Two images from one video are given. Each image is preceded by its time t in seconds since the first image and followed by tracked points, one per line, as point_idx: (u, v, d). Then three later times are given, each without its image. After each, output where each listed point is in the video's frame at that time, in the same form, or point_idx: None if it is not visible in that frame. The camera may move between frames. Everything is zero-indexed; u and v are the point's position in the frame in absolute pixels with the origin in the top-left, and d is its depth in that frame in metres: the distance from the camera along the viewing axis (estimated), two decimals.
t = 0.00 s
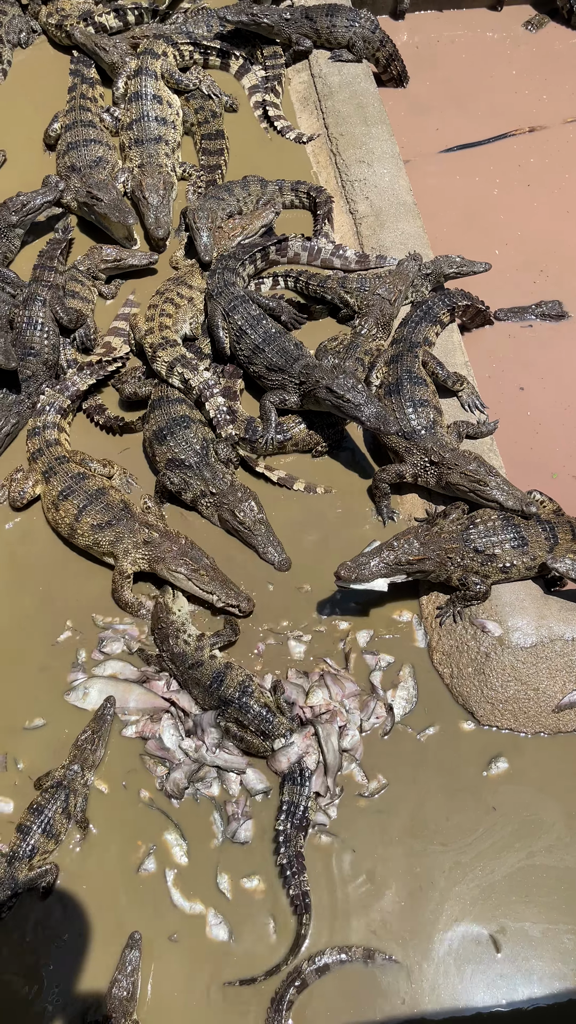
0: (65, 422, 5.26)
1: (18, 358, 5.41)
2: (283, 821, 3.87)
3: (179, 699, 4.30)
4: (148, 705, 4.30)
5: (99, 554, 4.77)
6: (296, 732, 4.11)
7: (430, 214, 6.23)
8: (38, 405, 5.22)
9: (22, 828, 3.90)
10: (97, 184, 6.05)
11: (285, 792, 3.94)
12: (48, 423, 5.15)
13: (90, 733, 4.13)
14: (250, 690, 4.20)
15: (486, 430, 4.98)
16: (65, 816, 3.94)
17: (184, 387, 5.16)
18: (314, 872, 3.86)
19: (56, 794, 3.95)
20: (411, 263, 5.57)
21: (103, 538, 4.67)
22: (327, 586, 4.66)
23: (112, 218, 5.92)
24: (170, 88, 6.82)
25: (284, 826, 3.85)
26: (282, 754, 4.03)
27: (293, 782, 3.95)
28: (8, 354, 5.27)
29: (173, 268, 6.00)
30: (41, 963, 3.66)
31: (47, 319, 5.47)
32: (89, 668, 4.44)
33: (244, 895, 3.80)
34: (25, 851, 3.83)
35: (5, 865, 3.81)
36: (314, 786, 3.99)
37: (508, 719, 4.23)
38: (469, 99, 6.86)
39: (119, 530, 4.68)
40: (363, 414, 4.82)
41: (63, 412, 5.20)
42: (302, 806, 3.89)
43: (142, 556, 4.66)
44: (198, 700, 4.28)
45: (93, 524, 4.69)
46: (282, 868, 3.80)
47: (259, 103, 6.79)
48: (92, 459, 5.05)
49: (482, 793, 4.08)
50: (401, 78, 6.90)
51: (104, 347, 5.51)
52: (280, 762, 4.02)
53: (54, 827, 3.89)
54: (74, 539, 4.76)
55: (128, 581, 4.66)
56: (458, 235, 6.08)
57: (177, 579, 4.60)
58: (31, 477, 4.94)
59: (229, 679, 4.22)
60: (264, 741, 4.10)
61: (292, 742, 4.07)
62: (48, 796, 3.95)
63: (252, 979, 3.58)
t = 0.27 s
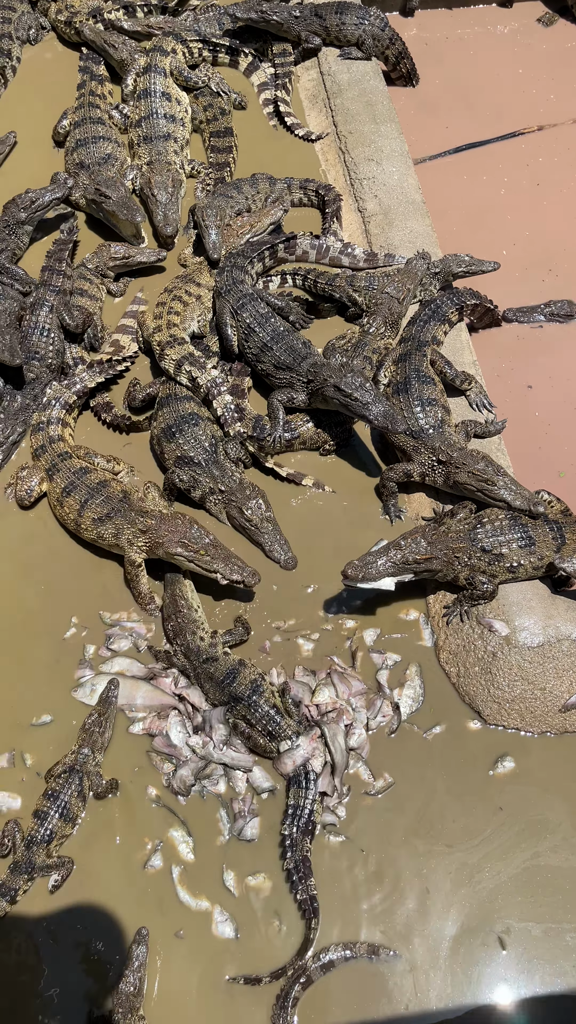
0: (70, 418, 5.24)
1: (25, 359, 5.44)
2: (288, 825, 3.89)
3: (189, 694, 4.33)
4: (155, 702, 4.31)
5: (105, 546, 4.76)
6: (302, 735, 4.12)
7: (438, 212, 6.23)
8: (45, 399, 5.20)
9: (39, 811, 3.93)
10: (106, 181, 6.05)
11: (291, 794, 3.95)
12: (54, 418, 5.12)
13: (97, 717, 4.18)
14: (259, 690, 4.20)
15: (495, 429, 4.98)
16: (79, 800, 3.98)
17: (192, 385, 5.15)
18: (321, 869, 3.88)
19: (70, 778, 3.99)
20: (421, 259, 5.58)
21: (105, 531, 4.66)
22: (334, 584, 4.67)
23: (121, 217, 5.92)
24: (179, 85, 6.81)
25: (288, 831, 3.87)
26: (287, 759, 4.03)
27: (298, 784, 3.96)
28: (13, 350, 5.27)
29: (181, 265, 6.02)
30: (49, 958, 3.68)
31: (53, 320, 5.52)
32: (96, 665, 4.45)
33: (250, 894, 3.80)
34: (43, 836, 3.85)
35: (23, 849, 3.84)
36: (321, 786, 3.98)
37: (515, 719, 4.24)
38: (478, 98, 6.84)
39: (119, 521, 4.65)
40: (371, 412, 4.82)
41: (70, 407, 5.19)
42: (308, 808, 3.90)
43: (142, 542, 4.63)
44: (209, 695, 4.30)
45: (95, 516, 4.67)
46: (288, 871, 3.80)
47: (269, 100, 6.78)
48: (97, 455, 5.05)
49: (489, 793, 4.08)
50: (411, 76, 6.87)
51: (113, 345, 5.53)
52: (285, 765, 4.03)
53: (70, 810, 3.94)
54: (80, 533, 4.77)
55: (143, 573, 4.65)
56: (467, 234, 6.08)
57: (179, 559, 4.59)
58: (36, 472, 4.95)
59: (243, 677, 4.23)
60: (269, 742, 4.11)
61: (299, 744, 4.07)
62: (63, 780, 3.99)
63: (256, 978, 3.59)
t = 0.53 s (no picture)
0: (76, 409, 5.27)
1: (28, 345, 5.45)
2: (294, 826, 3.88)
3: (200, 690, 4.31)
4: (162, 698, 4.31)
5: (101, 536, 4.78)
6: (308, 735, 4.11)
7: (446, 210, 6.23)
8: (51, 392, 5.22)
9: (48, 801, 3.95)
10: (114, 178, 6.07)
11: (294, 795, 3.94)
12: (57, 411, 5.12)
13: (104, 706, 4.21)
14: (269, 687, 4.18)
15: (501, 428, 5.00)
16: (88, 788, 4.01)
17: (200, 382, 5.21)
18: (327, 865, 3.89)
19: (79, 768, 4.01)
20: (428, 259, 5.59)
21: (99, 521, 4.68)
22: (341, 581, 4.69)
23: (129, 213, 5.94)
24: (187, 82, 6.81)
25: (295, 833, 3.86)
26: (291, 755, 4.03)
27: (301, 784, 3.96)
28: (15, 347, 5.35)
29: (189, 262, 6.05)
30: (55, 951, 3.68)
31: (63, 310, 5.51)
32: (104, 660, 4.47)
33: (257, 890, 3.83)
34: (53, 825, 3.87)
35: (33, 837, 3.85)
36: (327, 781, 4.01)
37: (521, 717, 4.25)
38: (487, 95, 6.84)
39: (112, 511, 4.65)
40: (379, 410, 4.84)
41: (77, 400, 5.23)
42: (312, 807, 3.90)
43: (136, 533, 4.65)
44: (220, 689, 4.28)
45: (90, 507, 4.68)
46: (298, 873, 3.80)
47: (277, 98, 6.79)
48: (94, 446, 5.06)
49: (494, 790, 4.10)
50: (419, 74, 6.86)
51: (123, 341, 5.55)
52: (288, 762, 4.02)
53: (80, 800, 3.96)
54: (77, 525, 4.79)
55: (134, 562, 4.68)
56: (474, 232, 6.08)
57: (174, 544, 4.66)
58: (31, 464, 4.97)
59: (256, 668, 4.24)
60: (274, 738, 4.08)
61: (304, 743, 4.07)
62: (72, 770, 4.01)
63: (262, 974, 3.61)
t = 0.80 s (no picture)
0: (72, 405, 5.27)
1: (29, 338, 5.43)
2: (296, 826, 3.87)
3: (205, 689, 4.33)
4: (165, 697, 4.35)
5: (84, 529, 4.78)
6: (310, 732, 4.13)
7: (449, 208, 6.22)
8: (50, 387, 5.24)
9: (51, 795, 3.94)
10: (117, 175, 6.05)
11: (295, 794, 3.94)
12: (51, 404, 5.15)
13: (114, 703, 4.22)
14: (275, 683, 4.21)
15: (505, 428, 5.01)
16: (91, 782, 4.01)
17: (202, 381, 5.20)
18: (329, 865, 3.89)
19: (82, 762, 4.02)
20: (431, 258, 5.57)
21: (82, 516, 4.68)
22: (343, 581, 4.69)
23: (132, 211, 5.94)
24: (191, 80, 6.80)
25: (298, 832, 3.86)
26: (293, 753, 4.03)
27: (302, 783, 3.97)
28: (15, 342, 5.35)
29: (192, 261, 6.05)
30: (57, 950, 3.68)
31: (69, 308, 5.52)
32: (106, 658, 4.47)
33: (258, 889, 3.82)
34: (54, 818, 3.86)
35: (35, 829, 3.85)
36: (328, 779, 4.03)
37: (523, 716, 4.25)
38: (491, 93, 6.83)
39: (95, 506, 4.65)
40: (382, 409, 4.84)
41: (73, 395, 5.22)
42: (314, 807, 3.90)
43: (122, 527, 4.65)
44: (224, 688, 4.31)
45: (74, 502, 4.70)
46: (302, 872, 3.80)
47: (281, 96, 6.79)
48: (81, 438, 5.07)
49: (496, 789, 4.10)
50: (423, 72, 6.85)
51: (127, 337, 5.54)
52: (290, 760, 4.03)
53: (82, 794, 3.96)
54: (61, 519, 4.80)
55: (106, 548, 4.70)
56: (478, 231, 6.07)
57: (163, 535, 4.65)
58: (18, 457, 4.99)
59: (261, 665, 4.28)
60: (276, 735, 4.10)
61: (306, 742, 4.08)
62: (75, 764, 4.02)
63: (262, 976, 3.61)
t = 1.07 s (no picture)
0: (71, 403, 5.27)
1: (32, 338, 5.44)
2: (305, 829, 3.88)
3: (209, 687, 4.34)
4: (169, 696, 4.36)
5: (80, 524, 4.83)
6: (315, 735, 4.10)
7: (452, 208, 6.22)
8: (49, 385, 5.25)
9: (60, 782, 3.97)
10: (119, 174, 6.04)
11: (302, 798, 3.94)
12: (48, 401, 5.17)
13: (137, 701, 4.20)
14: (280, 689, 4.19)
15: (507, 426, 5.00)
16: (101, 772, 4.01)
17: (205, 381, 5.20)
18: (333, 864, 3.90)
19: (94, 751, 4.02)
20: (433, 257, 5.58)
21: (79, 511, 4.73)
22: (346, 580, 4.69)
23: (134, 210, 5.96)
24: (193, 79, 6.80)
25: (307, 834, 3.86)
26: (299, 756, 4.01)
27: (309, 786, 3.96)
28: (21, 340, 5.29)
29: (194, 260, 6.05)
30: (61, 948, 3.69)
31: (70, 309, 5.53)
32: (110, 658, 4.48)
33: (262, 888, 3.84)
34: (63, 804, 3.91)
35: (43, 814, 3.90)
36: (332, 778, 4.05)
37: (525, 716, 4.27)
38: (493, 92, 6.83)
39: (92, 500, 4.70)
40: (384, 408, 4.84)
41: (72, 393, 5.22)
42: (320, 811, 3.91)
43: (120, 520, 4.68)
44: (228, 688, 4.31)
45: (70, 497, 4.74)
46: (314, 876, 3.81)
47: (283, 95, 6.79)
48: (78, 436, 5.12)
49: (499, 788, 4.11)
50: (424, 71, 6.85)
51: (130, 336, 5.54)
52: (296, 763, 4.01)
53: (91, 784, 3.96)
54: (58, 512, 4.84)
55: (106, 543, 4.70)
56: (481, 230, 6.07)
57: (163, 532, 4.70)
58: (17, 455, 5.06)
59: (265, 666, 4.27)
60: (282, 737, 4.09)
61: (311, 744, 4.05)
62: (85, 753, 4.01)
63: (265, 976, 3.62)
